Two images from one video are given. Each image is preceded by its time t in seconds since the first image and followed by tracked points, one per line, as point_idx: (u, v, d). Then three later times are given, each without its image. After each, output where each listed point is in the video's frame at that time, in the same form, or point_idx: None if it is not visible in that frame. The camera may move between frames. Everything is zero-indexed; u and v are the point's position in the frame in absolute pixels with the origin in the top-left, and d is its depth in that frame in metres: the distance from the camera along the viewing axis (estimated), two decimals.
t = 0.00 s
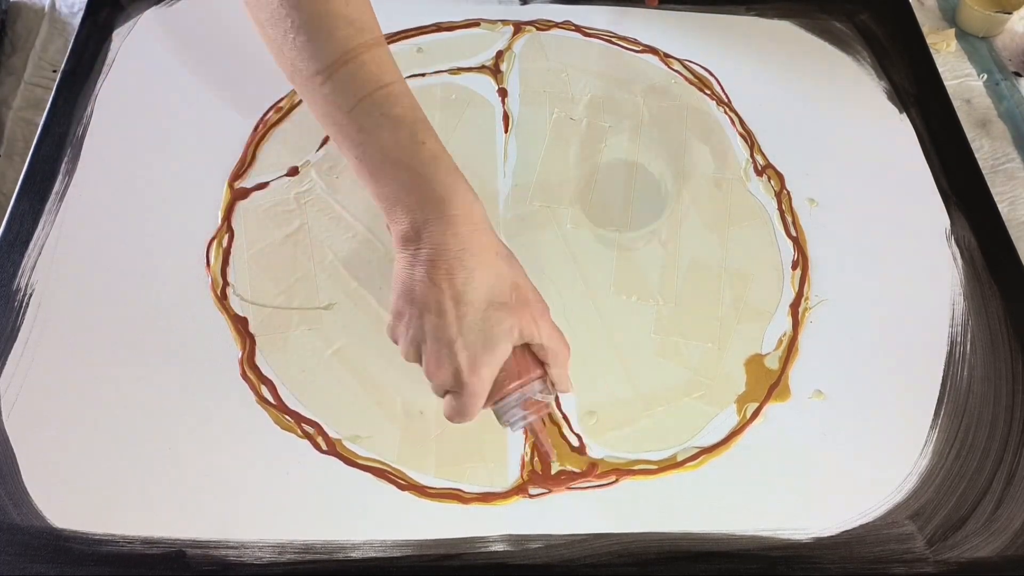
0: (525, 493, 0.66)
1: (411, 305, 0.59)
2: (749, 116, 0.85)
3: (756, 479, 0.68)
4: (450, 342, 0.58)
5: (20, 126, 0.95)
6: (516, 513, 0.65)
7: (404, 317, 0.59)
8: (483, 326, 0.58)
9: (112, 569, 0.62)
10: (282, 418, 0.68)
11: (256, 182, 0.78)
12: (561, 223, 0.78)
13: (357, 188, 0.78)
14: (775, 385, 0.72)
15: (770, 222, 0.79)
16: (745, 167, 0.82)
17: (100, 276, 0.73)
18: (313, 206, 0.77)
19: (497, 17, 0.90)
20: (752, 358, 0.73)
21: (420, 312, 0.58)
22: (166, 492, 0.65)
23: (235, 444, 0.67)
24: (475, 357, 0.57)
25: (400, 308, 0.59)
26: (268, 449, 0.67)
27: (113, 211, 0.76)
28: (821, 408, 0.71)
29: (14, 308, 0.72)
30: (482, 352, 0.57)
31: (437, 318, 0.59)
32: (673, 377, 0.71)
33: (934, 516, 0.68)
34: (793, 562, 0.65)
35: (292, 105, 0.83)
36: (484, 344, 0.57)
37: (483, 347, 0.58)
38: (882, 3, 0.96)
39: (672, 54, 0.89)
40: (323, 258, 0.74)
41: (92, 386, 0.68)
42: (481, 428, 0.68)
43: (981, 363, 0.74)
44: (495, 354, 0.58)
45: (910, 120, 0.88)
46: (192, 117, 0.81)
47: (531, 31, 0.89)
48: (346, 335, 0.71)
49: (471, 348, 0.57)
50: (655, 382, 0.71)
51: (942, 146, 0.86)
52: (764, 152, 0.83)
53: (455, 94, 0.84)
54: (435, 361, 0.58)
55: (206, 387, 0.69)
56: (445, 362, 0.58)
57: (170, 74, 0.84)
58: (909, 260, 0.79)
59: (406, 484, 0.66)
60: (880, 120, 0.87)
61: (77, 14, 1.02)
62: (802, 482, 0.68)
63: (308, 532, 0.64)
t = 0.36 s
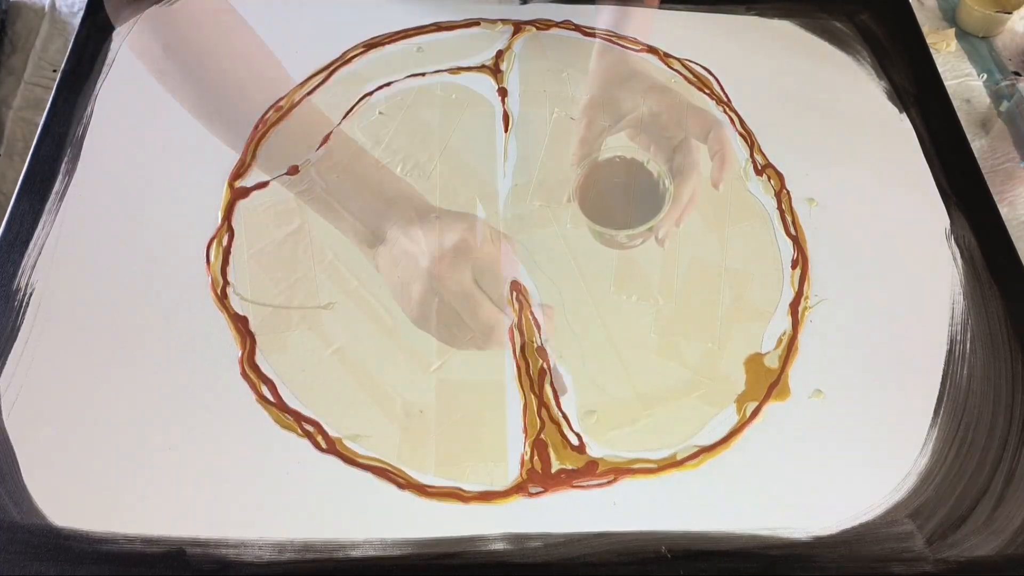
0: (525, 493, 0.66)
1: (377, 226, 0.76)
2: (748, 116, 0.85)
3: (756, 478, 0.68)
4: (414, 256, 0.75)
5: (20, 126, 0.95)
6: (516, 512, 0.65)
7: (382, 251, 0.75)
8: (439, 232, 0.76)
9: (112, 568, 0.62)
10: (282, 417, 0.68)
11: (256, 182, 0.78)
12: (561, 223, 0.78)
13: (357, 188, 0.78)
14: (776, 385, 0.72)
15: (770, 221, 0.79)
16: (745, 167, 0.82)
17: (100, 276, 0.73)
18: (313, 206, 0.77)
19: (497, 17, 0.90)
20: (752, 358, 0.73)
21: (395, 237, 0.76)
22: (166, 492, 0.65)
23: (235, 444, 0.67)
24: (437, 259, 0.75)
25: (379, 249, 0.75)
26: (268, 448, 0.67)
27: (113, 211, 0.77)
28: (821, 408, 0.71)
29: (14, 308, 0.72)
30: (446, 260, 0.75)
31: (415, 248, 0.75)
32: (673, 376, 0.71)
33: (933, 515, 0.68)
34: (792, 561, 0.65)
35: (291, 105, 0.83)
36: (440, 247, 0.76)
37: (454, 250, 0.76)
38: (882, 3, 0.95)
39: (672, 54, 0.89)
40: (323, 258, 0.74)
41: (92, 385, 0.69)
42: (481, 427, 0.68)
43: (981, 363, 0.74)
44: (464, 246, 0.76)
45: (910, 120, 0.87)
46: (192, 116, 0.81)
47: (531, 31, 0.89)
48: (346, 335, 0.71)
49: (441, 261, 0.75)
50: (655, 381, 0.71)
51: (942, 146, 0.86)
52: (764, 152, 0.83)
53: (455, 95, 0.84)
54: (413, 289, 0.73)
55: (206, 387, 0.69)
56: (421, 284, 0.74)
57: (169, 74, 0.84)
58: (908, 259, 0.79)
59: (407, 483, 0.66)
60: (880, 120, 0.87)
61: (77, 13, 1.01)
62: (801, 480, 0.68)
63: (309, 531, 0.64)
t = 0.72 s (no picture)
0: (525, 493, 0.66)
1: (349, 202, 0.71)
2: (748, 117, 0.85)
3: (755, 479, 0.68)
4: (383, 238, 0.68)
5: (20, 126, 0.95)
6: (516, 512, 0.65)
7: (354, 230, 0.70)
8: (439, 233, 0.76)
9: (111, 569, 0.62)
10: (282, 417, 0.68)
11: (256, 182, 0.78)
12: (561, 224, 0.78)
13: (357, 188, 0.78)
14: (775, 385, 0.72)
15: (770, 221, 0.79)
16: (744, 166, 0.82)
17: (100, 276, 0.73)
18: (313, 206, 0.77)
19: (497, 17, 0.90)
20: (751, 358, 0.73)
21: (366, 219, 0.69)
22: (166, 492, 0.65)
23: (234, 444, 0.67)
24: (403, 242, 0.67)
25: (355, 228, 0.70)
26: (268, 449, 0.67)
27: (113, 211, 0.77)
28: (821, 408, 0.71)
29: (14, 308, 0.72)
30: (411, 242, 0.66)
31: (383, 228, 0.69)
32: (673, 376, 0.71)
33: (933, 515, 0.68)
34: (792, 562, 0.65)
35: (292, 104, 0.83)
36: (405, 231, 0.67)
37: (417, 236, 0.67)
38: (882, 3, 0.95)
39: (672, 54, 0.89)
40: (323, 258, 0.74)
41: (92, 385, 0.69)
42: (481, 427, 0.68)
43: (981, 363, 0.74)
44: (429, 233, 0.66)
45: (910, 120, 0.87)
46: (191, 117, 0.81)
47: (531, 31, 0.89)
48: (346, 335, 0.71)
49: (407, 235, 0.67)
50: (655, 381, 0.71)
51: (942, 146, 0.86)
52: (764, 152, 0.83)
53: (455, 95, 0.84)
54: (382, 268, 0.69)
55: (206, 387, 0.69)
56: (388, 265, 0.68)
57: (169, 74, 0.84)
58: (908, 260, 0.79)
59: (407, 483, 0.66)
60: (880, 120, 0.87)
61: (77, 13, 1.02)
62: (801, 481, 0.68)
63: (309, 532, 0.64)
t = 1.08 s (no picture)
0: (525, 493, 0.66)
1: (362, 240, 0.61)
2: (748, 117, 0.85)
3: (755, 479, 0.68)
4: (393, 274, 0.59)
5: (20, 127, 0.95)
6: (516, 512, 0.65)
7: (365, 269, 0.61)
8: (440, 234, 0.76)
9: (111, 569, 0.62)
10: (282, 418, 0.68)
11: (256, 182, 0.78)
12: (561, 224, 0.78)
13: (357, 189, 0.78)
14: (775, 385, 0.72)
15: (770, 222, 0.79)
16: (744, 166, 0.82)
17: (99, 277, 0.73)
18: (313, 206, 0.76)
19: (497, 18, 0.90)
20: (752, 358, 0.73)
21: (377, 257, 0.60)
22: (166, 492, 0.65)
23: (234, 445, 0.67)
24: (414, 279, 0.58)
25: (365, 267, 0.61)
26: (268, 449, 0.67)
27: (113, 211, 0.76)
28: (821, 408, 0.71)
29: (14, 309, 0.72)
30: (424, 278, 0.57)
31: (395, 267, 0.59)
32: (673, 377, 0.71)
33: (934, 516, 0.68)
34: (792, 562, 0.65)
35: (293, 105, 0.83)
36: (418, 268, 0.58)
37: (436, 274, 0.57)
38: (883, 2, 0.95)
39: (672, 54, 0.89)
40: (323, 258, 0.74)
41: (92, 386, 0.69)
42: (481, 427, 0.68)
43: (982, 363, 0.74)
44: (442, 270, 0.57)
45: (910, 120, 0.87)
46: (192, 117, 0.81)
47: (531, 31, 0.89)
48: (346, 335, 0.71)
49: (424, 274, 0.58)
50: (655, 381, 0.71)
51: (943, 145, 0.86)
52: (764, 152, 0.83)
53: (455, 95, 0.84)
54: (390, 306, 0.59)
55: (206, 387, 0.69)
56: (399, 303, 0.58)
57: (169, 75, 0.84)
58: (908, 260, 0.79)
59: (407, 484, 0.66)
60: (880, 120, 0.87)
61: (77, 14, 1.02)
62: (802, 482, 0.68)
63: (309, 532, 0.64)
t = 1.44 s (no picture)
0: (525, 494, 0.66)
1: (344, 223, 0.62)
2: (749, 117, 0.85)
3: (755, 479, 0.68)
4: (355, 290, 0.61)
5: (20, 127, 0.95)
6: (516, 513, 0.65)
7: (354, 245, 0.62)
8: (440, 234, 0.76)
9: (111, 570, 0.62)
10: (282, 418, 0.68)
11: (256, 182, 0.78)
12: (561, 224, 0.77)
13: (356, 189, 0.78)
14: (775, 386, 0.72)
15: (770, 222, 0.79)
16: (745, 166, 0.82)
17: (99, 277, 0.73)
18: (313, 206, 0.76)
19: (497, 17, 0.90)
20: (752, 358, 0.73)
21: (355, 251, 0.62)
22: (166, 493, 0.65)
23: (234, 445, 0.67)
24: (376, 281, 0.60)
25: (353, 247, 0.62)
26: (269, 449, 0.67)
27: (113, 212, 0.76)
28: (821, 408, 0.71)
29: (14, 309, 0.72)
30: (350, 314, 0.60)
31: (359, 270, 0.61)
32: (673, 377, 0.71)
33: (934, 516, 0.67)
34: (792, 563, 0.65)
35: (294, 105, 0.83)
36: (373, 266, 0.60)
37: (372, 279, 0.60)
38: (882, 2, 0.95)
39: (672, 54, 0.89)
40: (323, 258, 0.74)
41: (91, 386, 0.68)
42: (481, 428, 0.68)
43: (982, 363, 0.74)
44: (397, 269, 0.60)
45: (910, 120, 0.87)
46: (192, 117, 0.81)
47: (530, 31, 0.89)
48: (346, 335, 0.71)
49: (351, 307, 0.60)
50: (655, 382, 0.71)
51: (943, 145, 0.86)
52: (764, 152, 0.83)
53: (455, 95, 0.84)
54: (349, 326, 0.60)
55: (207, 387, 0.69)
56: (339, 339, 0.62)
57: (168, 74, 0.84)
58: (908, 260, 0.79)
59: (407, 484, 0.66)
60: (880, 120, 0.87)
61: (77, 14, 1.02)
62: (802, 483, 0.68)
63: (309, 532, 0.64)
